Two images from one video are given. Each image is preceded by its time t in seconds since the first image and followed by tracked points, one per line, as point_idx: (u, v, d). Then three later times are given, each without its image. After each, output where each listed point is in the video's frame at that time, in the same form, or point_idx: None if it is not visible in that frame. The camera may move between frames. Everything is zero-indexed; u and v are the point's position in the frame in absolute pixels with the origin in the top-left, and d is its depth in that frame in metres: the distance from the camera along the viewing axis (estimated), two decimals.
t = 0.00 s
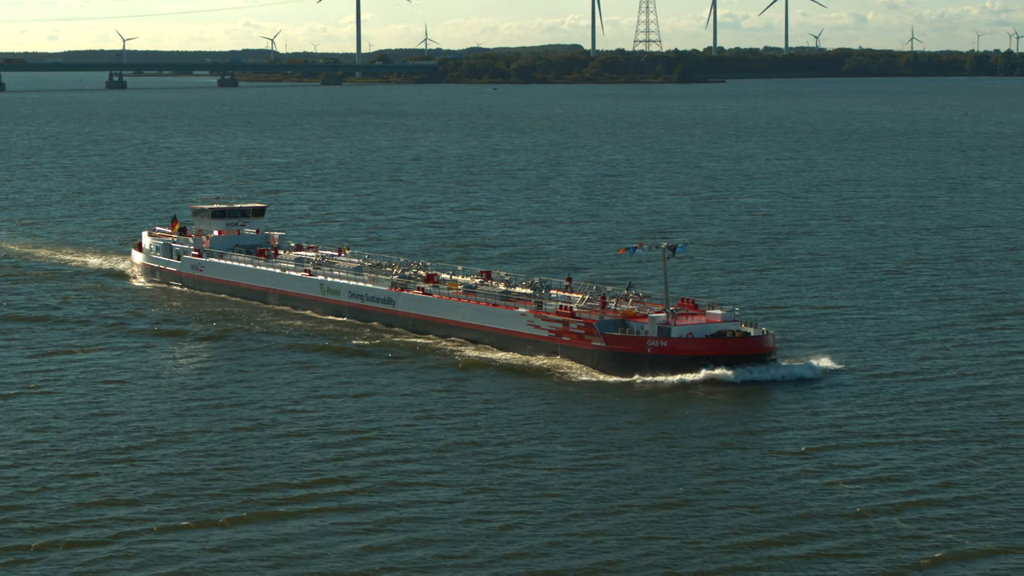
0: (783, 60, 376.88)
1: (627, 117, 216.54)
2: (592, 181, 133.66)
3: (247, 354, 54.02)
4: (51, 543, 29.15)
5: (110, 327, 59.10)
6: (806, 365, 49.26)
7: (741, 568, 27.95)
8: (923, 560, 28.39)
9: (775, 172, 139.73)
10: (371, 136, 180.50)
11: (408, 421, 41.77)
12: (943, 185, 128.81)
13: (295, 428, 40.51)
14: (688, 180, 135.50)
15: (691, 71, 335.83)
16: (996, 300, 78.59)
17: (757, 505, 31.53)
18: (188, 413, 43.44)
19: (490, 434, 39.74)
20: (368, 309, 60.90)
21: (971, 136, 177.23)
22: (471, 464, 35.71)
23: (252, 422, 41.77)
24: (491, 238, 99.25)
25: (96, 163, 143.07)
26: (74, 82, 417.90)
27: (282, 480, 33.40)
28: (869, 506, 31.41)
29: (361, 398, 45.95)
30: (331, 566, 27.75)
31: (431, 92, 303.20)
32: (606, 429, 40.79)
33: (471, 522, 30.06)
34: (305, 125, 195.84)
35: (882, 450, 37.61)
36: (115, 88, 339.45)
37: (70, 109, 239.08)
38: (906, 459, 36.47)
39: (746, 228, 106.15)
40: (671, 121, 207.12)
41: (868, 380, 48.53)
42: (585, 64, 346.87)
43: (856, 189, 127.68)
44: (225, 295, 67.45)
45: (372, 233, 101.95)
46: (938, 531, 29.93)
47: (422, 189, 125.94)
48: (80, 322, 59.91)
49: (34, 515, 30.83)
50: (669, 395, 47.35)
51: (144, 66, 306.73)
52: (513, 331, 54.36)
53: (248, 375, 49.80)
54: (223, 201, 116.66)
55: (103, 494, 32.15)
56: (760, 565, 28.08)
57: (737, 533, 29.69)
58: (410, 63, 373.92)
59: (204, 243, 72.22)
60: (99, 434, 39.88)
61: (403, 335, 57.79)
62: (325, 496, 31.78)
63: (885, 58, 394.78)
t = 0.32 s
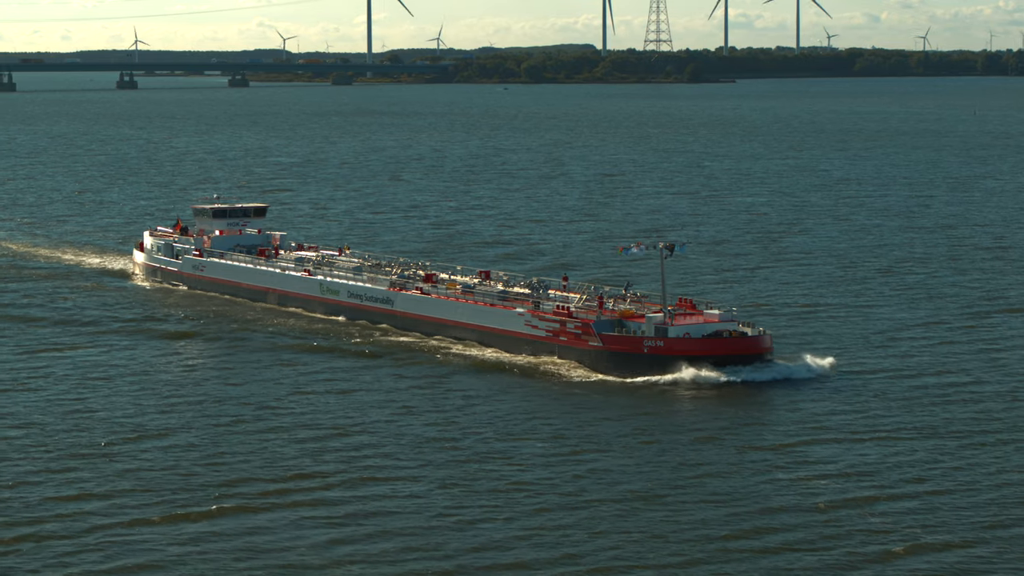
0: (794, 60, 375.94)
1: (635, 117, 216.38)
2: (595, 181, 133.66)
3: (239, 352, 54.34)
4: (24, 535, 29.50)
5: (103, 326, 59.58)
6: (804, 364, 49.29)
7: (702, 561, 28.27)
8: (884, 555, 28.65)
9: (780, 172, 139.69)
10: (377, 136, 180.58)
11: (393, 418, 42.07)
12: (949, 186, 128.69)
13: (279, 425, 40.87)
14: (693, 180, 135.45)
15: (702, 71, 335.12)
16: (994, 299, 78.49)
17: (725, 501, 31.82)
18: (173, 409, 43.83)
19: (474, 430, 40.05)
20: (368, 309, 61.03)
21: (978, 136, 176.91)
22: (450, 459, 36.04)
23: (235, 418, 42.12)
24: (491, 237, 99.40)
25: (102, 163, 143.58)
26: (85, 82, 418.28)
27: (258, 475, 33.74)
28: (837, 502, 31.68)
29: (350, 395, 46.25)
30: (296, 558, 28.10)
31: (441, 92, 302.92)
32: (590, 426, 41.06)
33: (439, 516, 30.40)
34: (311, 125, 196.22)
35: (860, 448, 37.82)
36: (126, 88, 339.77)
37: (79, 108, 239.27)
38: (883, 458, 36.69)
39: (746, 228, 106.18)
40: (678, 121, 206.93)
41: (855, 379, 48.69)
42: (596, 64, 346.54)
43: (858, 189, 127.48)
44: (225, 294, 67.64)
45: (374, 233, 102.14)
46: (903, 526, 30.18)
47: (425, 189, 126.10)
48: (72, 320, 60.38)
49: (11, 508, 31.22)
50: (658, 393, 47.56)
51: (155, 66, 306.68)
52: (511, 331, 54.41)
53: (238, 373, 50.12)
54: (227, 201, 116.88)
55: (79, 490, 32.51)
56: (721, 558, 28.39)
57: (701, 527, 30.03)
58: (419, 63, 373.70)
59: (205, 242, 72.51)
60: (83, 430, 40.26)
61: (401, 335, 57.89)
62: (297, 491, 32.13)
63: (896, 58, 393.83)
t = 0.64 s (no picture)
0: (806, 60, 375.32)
1: (644, 117, 216.28)
2: (597, 181, 133.79)
3: (230, 350, 54.68)
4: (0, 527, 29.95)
5: (95, 323, 60.09)
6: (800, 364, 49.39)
7: (666, 555, 28.60)
8: (847, 550, 28.93)
9: (787, 172, 139.65)
10: (385, 136, 180.74)
11: (376, 414, 42.42)
12: (955, 185, 128.52)
13: (264, 421, 41.23)
14: (699, 180, 135.46)
15: (713, 72, 334.73)
16: (990, 299, 78.45)
17: (696, 497, 32.14)
18: (158, 406, 44.26)
19: (457, 427, 40.38)
20: (367, 309, 61.20)
21: (986, 136, 176.51)
22: (429, 453, 36.36)
23: (218, 414, 42.51)
24: (490, 237, 99.64)
25: (108, 162, 144.13)
26: (97, 82, 418.97)
27: (235, 470, 34.14)
28: (808, 498, 31.96)
29: (338, 392, 46.60)
30: (263, 551, 28.47)
31: (453, 92, 302.94)
32: (574, 423, 41.30)
33: (410, 511, 30.75)
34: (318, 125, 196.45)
35: (838, 445, 38.01)
36: (137, 88, 339.97)
37: (90, 108, 239.76)
38: (860, 455, 36.90)
39: (745, 228, 106.29)
40: (684, 121, 206.86)
41: (842, 378, 48.88)
42: (607, 65, 346.47)
43: (859, 189, 127.42)
44: (225, 295, 67.91)
45: (379, 233, 102.34)
46: (869, 522, 30.42)
47: (427, 188, 126.35)
48: (64, 318, 60.86)
49: None
50: (645, 392, 47.82)
51: (167, 66, 307.10)
52: (508, 331, 54.55)
53: (229, 371, 50.48)
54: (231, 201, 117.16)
55: (59, 484, 32.96)
56: (684, 553, 28.72)
57: (668, 522, 30.36)
58: (430, 62, 373.92)
59: (206, 242, 72.90)
60: (70, 425, 40.71)
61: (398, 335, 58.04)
62: (271, 486, 32.46)
63: (907, 58, 393.10)
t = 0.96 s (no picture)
0: (819, 59, 373.78)
1: (654, 117, 215.81)
2: (601, 180, 133.70)
3: (222, 349, 54.95)
4: None
5: (87, 321, 60.51)
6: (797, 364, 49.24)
7: (630, 550, 28.84)
8: (811, 546, 29.09)
9: (794, 172, 139.28)
10: (392, 135, 180.55)
11: (360, 410, 42.66)
12: (963, 185, 127.92)
13: (248, 417, 41.57)
14: (706, 180, 135.09)
15: (725, 72, 333.55)
16: (991, 299, 78.26)
17: (667, 493, 32.32)
18: (145, 401, 44.65)
19: (441, 422, 40.58)
20: (366, 309, 61.23)
21: (996, 136, 175.69)
22: (408, 446, 36.59)
23: (200, 411, 42.85)
24: (491, 237, 99.70)
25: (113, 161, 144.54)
26: (110, 82, 419.41)
27: (211, 466, 34.45)
28: (778, 495, 32.11)
29: (326, 389, 46.82)
30: (228, 544, 28.83)
31: (465, 92, 302.36)
32: (559, 420, 41.43)
33: (380, 506, 31.01)
34: (326, 125, 196.67)
35: (818, 443, 38.08)
36: (150, 88, 340.30)
37: (101, 108, 239.97)
38: (839, 452, 36.97)
39: (746, 228, 106.20)
40: (691, 121, 206.55)
41: (829, 376, 48.92)
42: (620, 65, 345.57)
43: (863, 189, 127.11)
44: (227, 295, 68.14)
45: (382, 232, 102.37)
46: (838, 519, 30.53)
47: (431, 188, 126.33)
48: (56, 316, 61.32)
49: None
50: (634, 390, 47.93)
51: (180, 66, 306.98)
52: (506, 331, 54.54)
53: (223, 369, 50.75)
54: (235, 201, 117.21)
55: (37, 477, 33.41)
56: (648, 548, 28.95)
57: (634, 517, 30.58)
58: (441, 62, 373.59)
59: (207, 242, 73.11)
60: (55, 420, 41.17)
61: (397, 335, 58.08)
62: (245, 480, 32.88)
63: (920, 59, 391.54)
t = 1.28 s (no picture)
0: (830, 59, 372.52)
1: (664, 117, 215.33)
2: (605, 180, 133.72)
3: (215, 347, 55.13)
4: None
5: (79, 318, 60.96)
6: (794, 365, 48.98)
7: (595, 544, 29.20)
8: (775, 541, 29.34)
9: (802, 172, 138.97)
10: (400, 135, 180.51)
11: (344, 408, 42.96)
12: (970, 186, 127.47)
13: (232, 414, 41.89)
14: (713, 180, 134.85)
15: (737, 71, 332.69)
16: (990, 298, 78.17)
17: (637, 488, 32.62)
18: (132, 398, 44.99)
19: (425, 419, 40.89)
20: (366, 309, 61.16)
21: (1005, 136, 174.96)
22: (387, 441, 36.92)
23: (186, 407, 43.18)
24: (494, 237, 99.72)
25: (119, 161, 144.87)
26: (123, 82, 419.75)
27: (190, 459, 34.84)
28: (748, 490, 32.44)
29: (313, 387, 47.07)
30: (197, 537, 29.22)
31: (477, 91, 301.93)
32: (543, 417, 41.66)
33: (351, 500, 31.41)
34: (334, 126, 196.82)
35: (797, 440, 38.29)
36: (162, 88, 339.97)
37: (113, 108, 240.13)
38: (817, 449, 37.12)
39: (746, 227, 106.23)
40: (698, 120, 206.38)
41: (817, 375, 48.98)
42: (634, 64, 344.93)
43: (865, 189, 126.91)
44: (227, 295, 68.18)
45: (386, 232, 102.36)
46: (804, 514, 30.85)
47: (435, 188, 126.42)
48: (47, 314, 61.78)
49: None
50: (621, 389, 48.05)
51: (193, 66, 306.77)
52: (504, 331, 54.40)
53: (216, 367, 50.90)
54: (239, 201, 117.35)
55: (17, 472, 33.84)
56: (612, 542, 29.31)
57: (603, 511, 30.91)
58: (453, 62, 373.31)
59: (208, 242, 73.15)
60: (41, 416, 41.59)
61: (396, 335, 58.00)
62: (221, 474, 33.27)
63: (933, 59, 390.07)
